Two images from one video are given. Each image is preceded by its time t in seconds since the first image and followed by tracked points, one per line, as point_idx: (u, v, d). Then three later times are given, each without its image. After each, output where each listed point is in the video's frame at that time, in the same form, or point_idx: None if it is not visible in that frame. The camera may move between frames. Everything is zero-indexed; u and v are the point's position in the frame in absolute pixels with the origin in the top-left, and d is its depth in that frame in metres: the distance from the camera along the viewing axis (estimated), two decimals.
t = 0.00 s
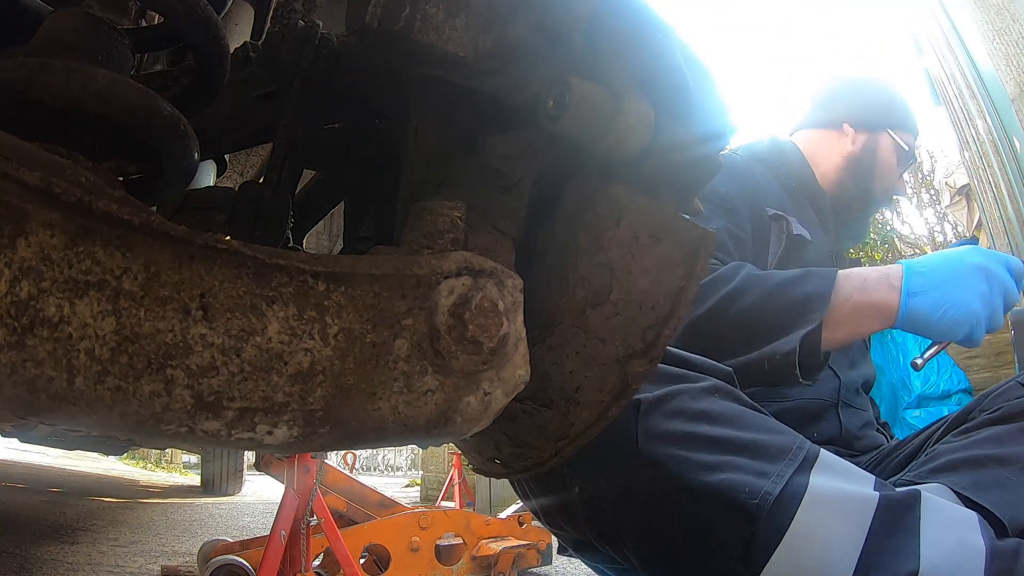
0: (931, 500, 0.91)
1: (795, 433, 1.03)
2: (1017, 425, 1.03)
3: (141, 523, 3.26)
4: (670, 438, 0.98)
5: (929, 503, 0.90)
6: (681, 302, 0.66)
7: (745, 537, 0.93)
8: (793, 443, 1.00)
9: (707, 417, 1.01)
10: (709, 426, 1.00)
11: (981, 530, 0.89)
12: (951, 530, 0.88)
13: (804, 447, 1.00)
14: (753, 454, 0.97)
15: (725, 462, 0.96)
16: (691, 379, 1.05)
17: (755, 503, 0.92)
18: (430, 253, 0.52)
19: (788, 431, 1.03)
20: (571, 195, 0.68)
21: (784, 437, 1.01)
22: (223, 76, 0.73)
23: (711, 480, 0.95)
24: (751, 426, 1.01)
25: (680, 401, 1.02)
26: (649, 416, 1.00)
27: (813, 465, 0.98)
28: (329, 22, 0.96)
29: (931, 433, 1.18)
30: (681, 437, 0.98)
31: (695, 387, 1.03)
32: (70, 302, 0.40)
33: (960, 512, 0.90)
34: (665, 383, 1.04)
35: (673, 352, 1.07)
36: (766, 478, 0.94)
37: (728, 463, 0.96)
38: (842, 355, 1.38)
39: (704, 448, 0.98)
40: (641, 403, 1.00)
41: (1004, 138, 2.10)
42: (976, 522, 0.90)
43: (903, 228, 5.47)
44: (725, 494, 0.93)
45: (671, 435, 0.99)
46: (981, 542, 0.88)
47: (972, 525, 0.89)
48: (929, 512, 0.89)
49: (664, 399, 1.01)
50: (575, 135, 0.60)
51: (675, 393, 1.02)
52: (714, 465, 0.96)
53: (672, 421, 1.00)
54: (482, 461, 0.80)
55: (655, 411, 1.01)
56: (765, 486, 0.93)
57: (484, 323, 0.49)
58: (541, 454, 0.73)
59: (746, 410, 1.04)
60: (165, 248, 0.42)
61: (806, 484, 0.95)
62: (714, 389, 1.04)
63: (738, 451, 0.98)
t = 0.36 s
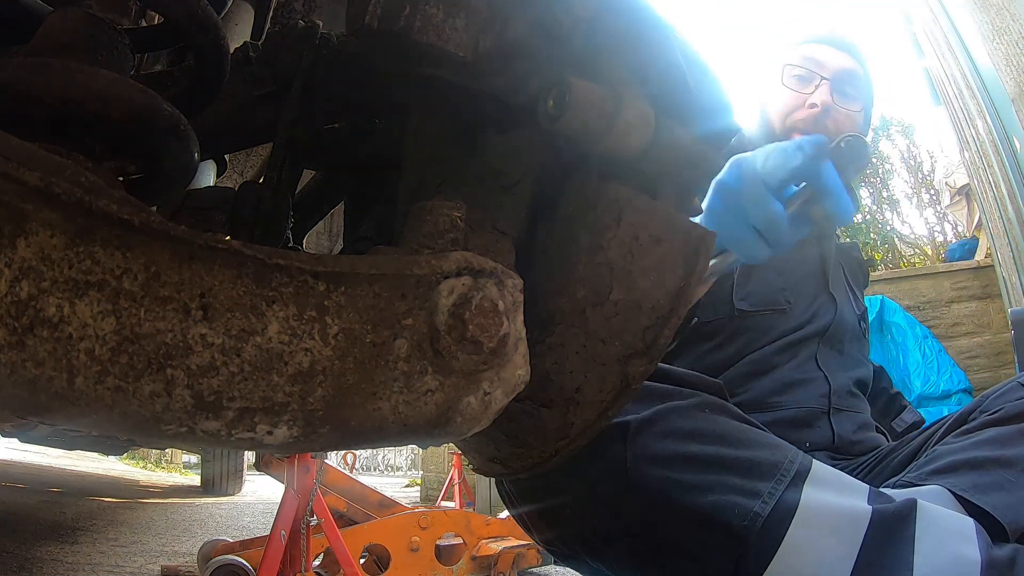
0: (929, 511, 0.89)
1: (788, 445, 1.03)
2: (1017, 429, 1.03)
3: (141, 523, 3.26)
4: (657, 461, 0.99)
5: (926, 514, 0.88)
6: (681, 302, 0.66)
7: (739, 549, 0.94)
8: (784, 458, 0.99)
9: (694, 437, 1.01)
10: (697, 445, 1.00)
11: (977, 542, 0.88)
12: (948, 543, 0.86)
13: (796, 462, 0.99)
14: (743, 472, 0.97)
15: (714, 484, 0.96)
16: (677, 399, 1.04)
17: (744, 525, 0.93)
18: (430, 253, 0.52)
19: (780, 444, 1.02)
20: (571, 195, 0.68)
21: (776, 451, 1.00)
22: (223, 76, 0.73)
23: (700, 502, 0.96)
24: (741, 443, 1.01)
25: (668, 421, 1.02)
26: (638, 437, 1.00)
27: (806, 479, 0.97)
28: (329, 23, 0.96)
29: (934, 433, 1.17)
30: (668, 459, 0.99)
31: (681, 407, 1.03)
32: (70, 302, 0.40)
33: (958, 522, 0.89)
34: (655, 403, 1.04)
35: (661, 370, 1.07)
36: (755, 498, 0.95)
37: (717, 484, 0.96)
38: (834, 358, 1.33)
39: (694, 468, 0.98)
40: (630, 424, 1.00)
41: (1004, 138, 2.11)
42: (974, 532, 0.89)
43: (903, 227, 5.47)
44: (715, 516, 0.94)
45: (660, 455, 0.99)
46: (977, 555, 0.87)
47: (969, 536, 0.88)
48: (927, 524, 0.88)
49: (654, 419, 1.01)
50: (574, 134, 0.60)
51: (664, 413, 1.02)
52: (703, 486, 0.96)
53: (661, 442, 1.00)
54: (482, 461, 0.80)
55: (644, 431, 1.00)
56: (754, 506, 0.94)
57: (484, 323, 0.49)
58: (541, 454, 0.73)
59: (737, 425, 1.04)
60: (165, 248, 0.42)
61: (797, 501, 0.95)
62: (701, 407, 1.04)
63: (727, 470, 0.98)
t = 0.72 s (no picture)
0: (928, 526, 0.88)
1: (779, 472, 1.02)
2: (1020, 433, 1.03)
3: (142, 523, 3.26)
4: (644, 499, 1.00)
5: (925, 529, 0.88)
6: (681, 302, 0.66)
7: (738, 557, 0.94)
8: (774, 487, 0.99)
9: (682, 470, 1.01)
10: (684, 479, 1.00)
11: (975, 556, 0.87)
12: (946, 558, 0.85)
13: (787, 490, 0.99)
14: (733, 505, 0.97)
15: (702, 520, 0.97)
16: (664, 430, 1.05)
17: (734, 563, 0.93)
18: (430, 253, 0.52)
19: (773, 470, 1.02)
20: (571, 195, 0.68)
21: (767, 481, 1.00)
22: (222, 76, 0.73)
23: (690, 539, 0.96)
24: (731, 472, 1.01)
25: (654, 455, 1.02)
26: (622, 478, 1.02)
27: (796, 509, 0.97)
28: (329, 23, 0.96)
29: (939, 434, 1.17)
30: (656, 496, 1.00)
31: (667, 439, 1.03)
32: (70, 303, 0.40)
33: (956, 536, 0.88)
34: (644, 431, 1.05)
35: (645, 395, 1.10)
36: (745, 534, 0.94)
37: (707, 520, 0.96)
38: (824, 357, 1.32)
39: (681, 505, 0.99)
40: (613, 464, 1.02)
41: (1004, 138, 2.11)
42: (973, 545, 0.88)
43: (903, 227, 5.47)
44: (707, 553, 0.94)
45: (646, 495, 1.00)
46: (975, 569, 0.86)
47: (968, 549, 0.87)
48: (925, 538, 0.87)
49: (640, 454, 1.02)
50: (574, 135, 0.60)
51: (649, 447, 1.03)
52: (692, 522, 0.97)
53: (646, 480, 1.01)
54: (482, 461, 0.80)
55: (630, 469, 1.02)
56: (745, 543, 0.94)
57: (484, 323, 0.49)
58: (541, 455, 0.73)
59: (726, 453, 1.03)
60: (165, 248, 0.42)
61: (788, 530, 0.95)
62: (688, 436, 1.04)
63: (717, 504, 0.98)
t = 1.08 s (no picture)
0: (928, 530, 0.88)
1: (778, 475, 1.01)
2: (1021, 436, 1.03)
3: (142, 523, 3.26)
4: (640, 505, 1.01)
5: (925, 532, 0.88)
6: (681, 303, 0.66)
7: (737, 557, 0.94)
8: (772, 491, 0.98)
9: (679, 475, 1.01)
10: (681, 485, 1.00)
11: (975, 560, 0.87)
12: (946, 561, 0.86)
13: (785, 495, 0.98)
14: (730, 510, 0.97)
15: (699, 526, 0.96)
16: (660, 435, 1.04)
17: (731, 569, 0.92)
18: (430, 253, 0.52)
19: (771, 473, 1.01)
20: (571, 195, 0.68)
21: (766, 485, 0.99)
22: (223, 76, 0.73)
23: (686, 545, 0.97)
24: (730, 476, 1.00)
25: (650, 461, 1.02)
26: (617, 485, 1.03)
27: (794, 513, 0.97)
28: (328, 23, 0.96)
29: (943, 436, 1.19)
30: (652, 503, 1.00)
31: (665, 444, 1.03)
32: (70, 303, 0.40)
33: (957, 539, 0.88)
34: (639, 438, 1.05)
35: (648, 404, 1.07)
36: (743, 540, 0.93)
37: (704, 525, 0.96)
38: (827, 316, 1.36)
39: (678, 511, 0.99)
40: (609, 470, 1.03)
41: (1004, 138, 2.11)
42: (973, 548, 0.88)
43: (903, 227, 5.48)
44: (704, 560, 0.94)
45: (642, 502, 1.01)
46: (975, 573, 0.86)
47: (968, 553, 0.88)
48: (926, 541, 0.88)
49: (635, 461, 1.02)
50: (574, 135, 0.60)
51: (643, 453, 1.03)
52: (689, 528, 0.97)
53: (641, 488, 1.01)
54: (482, 461, 0.80)
55: (625, 476, 1.02)
56: (742, 548, 0.93)
57: (484, 323, 0.49)
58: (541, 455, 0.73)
59: (725, 456, 1.02)
60: (165, 248, 0.42)
61: (786, 536, 0.94)
62: (686, 439, 1.03)
63: (714, 509, 0.98)
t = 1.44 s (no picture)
0: (931, 524, 0.88)
1: (785, 465, 1.02)
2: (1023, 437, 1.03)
3: (142, 523, 3.27)
4: (648, 487, 1.00)
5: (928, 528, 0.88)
6: (681, 303, 0.66)
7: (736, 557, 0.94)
8: (778, 479, 1.00)
9: (686, 461, 1.01)
10: (688, 470, 1.01)
11: (977, 555, 0.88)
12: (949, 557, 0.86)
13: (791, 483, 1.00)
14: (737, 496, 0.98)
15: (706, 509, 0.97)
16: (669, 421, 1.04)
17: (738, 554, 0.94)
18: (430, 253, 0.52)
19: (776, 462, 1.03)
20: (571, 195, 0.68)
21: (771, 473, 1.01)
22: (223, 77, 0.73)
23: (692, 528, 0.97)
24: (736, 463, 1.01)
25: (658, 444, 1.02)
26: (625, 466, 1.01)
27: (800, 501, 0.98)
28: (329, 23, 0.96)
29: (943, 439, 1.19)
30: (659, 485, 1.00)
31: (674, 429, 1.03)
32: (69, 303, 0.40)
33: (959, 535, 0.89)
34: (647, 424, 1.05)
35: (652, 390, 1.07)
36: (749, 525, 0.95)
37: (710, 509, 0.97)
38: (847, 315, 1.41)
39: (685, 494, 1.00)
40: (618, 452, 1.01)
41: (1004, 138, 2.11)
42: (974, 544, 0.89)
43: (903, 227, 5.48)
44: (709, 543, 0.95)
45: (649, 484, 1.00)
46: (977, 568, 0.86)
47: (969, 549, 0.88)
48: (928, 536, 0.88)
49: (644, 444, 1.02)
50: (574, 135, 0.60)
51: (652, 437, 1.02)
52: (696, 511, 0.98)
53: (649, 470, 1.01)
54: (483, 461, 0.80)
55: (633, 458, 1.01)
56: (749, 533, 0.95)
57: (484, 323, 0.49)
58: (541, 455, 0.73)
59: (732, 445, 1.03)
60: (165, 248, 0.42)
61: (791, 523, 0.96)
62: (694, 427, 1.04)
63: (721, 494, 0.99)
